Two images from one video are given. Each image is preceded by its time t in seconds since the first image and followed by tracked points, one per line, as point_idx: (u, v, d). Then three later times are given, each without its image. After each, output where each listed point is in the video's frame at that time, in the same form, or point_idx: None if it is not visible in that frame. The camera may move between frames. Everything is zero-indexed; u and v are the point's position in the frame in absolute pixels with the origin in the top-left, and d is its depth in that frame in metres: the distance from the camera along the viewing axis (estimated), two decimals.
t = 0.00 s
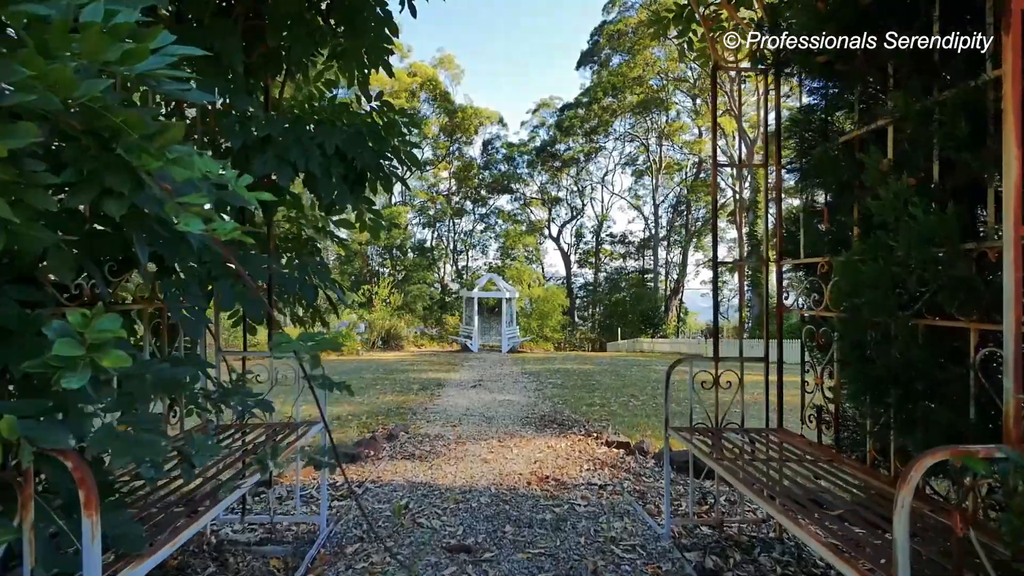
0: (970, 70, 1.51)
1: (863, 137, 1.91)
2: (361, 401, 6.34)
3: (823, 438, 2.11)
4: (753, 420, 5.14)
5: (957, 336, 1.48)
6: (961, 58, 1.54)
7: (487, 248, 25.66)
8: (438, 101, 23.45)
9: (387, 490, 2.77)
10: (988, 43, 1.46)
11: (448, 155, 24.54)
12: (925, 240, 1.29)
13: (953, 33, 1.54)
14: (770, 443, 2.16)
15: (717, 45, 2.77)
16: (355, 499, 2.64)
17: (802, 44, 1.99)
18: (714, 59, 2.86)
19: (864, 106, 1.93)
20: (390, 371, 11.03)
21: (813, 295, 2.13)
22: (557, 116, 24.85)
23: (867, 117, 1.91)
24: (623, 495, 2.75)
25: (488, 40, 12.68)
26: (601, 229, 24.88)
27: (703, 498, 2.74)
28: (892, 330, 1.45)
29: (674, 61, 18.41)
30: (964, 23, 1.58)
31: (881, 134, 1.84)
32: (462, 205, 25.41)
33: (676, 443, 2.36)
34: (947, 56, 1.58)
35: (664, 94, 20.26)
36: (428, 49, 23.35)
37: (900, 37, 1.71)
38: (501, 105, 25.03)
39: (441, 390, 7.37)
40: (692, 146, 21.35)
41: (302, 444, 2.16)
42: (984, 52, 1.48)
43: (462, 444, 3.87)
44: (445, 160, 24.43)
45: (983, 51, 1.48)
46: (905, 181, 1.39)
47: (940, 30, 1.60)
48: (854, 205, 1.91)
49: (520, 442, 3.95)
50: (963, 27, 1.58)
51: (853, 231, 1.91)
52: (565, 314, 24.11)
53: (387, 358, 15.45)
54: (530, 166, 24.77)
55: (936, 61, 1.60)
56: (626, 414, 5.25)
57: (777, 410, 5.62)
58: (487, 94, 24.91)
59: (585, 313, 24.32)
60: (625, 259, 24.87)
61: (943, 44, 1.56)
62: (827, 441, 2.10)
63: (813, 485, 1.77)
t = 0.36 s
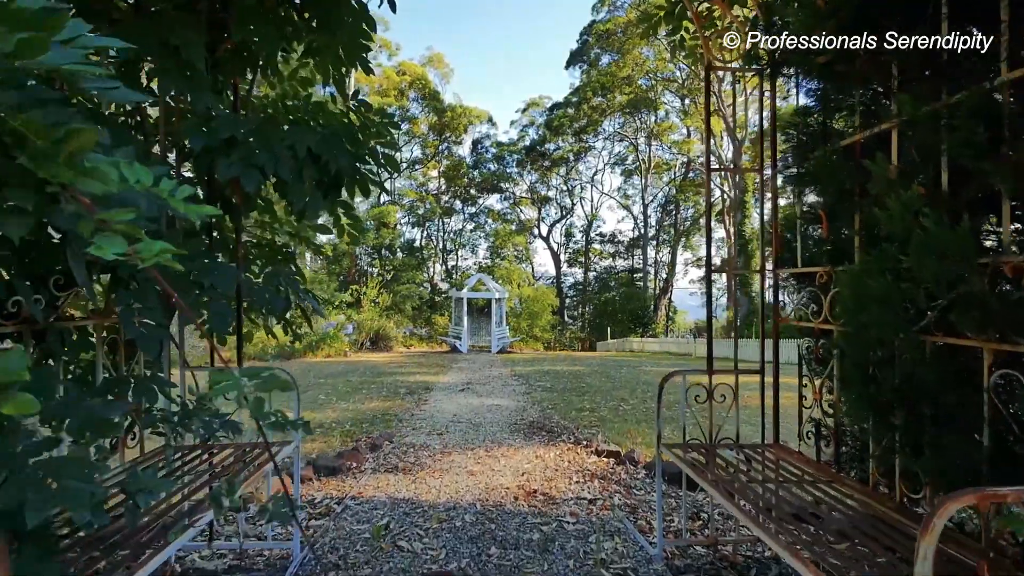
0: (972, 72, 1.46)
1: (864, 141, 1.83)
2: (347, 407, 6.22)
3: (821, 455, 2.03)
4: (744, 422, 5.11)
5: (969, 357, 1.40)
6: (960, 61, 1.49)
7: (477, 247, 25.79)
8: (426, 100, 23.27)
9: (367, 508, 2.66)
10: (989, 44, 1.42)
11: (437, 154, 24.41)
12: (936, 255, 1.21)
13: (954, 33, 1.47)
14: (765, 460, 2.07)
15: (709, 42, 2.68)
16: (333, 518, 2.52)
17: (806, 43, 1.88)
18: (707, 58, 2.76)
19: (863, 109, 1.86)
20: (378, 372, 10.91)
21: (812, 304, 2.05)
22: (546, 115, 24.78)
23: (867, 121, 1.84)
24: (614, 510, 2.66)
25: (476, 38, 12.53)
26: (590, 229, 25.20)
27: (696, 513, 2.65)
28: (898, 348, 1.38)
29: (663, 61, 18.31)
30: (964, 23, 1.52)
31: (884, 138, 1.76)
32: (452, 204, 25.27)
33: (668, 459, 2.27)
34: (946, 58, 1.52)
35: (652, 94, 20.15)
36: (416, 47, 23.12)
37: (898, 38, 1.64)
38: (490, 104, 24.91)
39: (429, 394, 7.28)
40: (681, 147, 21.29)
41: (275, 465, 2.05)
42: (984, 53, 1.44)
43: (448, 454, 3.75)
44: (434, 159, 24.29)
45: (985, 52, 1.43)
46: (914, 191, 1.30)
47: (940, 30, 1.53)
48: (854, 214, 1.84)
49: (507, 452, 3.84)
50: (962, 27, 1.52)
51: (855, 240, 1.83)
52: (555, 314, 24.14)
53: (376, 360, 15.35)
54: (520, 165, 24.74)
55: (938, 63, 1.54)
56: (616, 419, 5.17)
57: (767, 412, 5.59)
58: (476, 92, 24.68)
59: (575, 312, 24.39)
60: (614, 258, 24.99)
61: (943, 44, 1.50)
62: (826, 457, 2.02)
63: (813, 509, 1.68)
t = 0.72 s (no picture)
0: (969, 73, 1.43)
1: (878, 141, 1.72)
2: (334, 413, 6.05)
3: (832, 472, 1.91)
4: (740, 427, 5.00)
5: (997, 377, 1.30)
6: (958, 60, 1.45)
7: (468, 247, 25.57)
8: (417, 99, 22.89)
9: (348, 527, 2.52)
10: (990, 44, 1.35)
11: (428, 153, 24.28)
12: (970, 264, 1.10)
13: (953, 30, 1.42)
14: (770, 479, 1.94)
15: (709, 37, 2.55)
16: (312, 540, 2.38)
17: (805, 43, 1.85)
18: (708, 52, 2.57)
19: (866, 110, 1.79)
20: (367, 375, 10.72)
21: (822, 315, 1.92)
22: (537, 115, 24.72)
23: (878, 120, 1.73)
24: (608, 528, 2.54)
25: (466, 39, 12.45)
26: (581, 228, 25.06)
27: (694, 531, 2.53)
28: (922, 365, 1.27)
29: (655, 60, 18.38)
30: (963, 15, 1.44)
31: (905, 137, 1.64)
32: (443, 203, 25.09)
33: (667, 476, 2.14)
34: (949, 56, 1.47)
35: (643, 94, 20.26)
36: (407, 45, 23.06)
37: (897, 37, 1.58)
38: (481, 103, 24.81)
39: (419, 398, 7.15)
40: (672, 146, 21.43)
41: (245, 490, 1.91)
42: (984, 53, 1.38)
43: (436, 465, 3.60)
44: (425, 158, 24.23)
45: (985, 52, 1.37)
46: (945, 194, 1.19)
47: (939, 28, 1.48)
48: (866, 218, 1.73)
49: (497, 462, 3.70)
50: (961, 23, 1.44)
51: (868, 249, 1.71)
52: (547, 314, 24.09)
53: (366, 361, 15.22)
54: (512, 165, 24.69)
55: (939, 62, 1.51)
56: (609, 425, 5.05)
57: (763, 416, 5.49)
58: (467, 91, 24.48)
59: (566, 312, 24.45)
60: (605, 257, 25.00)
61: (943, 44, 1.45)
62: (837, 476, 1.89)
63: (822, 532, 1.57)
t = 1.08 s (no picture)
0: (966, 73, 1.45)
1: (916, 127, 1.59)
2: (322, 418, 5.87)
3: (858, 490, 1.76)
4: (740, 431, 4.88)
5: None
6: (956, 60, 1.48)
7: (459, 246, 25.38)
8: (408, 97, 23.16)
9: (334, 547, 2.36)
10: (990, 43, 1.37)
11: (419, 152, 24.14)
12: None
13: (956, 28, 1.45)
14: (790, 496, 1.79)
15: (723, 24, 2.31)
16: (294, 563, 2.21)
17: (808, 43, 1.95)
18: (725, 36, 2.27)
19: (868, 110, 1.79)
20: (358, 377, 10.55)
21: (849, 320, 1.78)
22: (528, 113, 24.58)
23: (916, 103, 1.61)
24: (612, 545, 2.39)
25: (457, 37, 12.34)
26: (572, 227, 25.16)
27: (703, 548, 2.38)
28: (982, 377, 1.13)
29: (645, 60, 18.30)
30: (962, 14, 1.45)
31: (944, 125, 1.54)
32: (434, 202, 24.92)
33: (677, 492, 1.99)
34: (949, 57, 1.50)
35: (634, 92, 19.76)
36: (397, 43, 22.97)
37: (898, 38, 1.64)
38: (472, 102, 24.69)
39: (410, 402, 6.97)
40: (662, 146, 21.35)
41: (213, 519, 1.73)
42: (984, 53, 1.39)
43: (428, 476, 3.42)
44: (415, 157, 24.10)
45: (984, 52, 1.39)
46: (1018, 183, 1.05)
47: (939, 29, 1.51)
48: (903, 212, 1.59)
49: (491, 471, 3.54)
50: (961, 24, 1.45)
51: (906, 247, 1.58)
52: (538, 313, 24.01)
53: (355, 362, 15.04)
54: (502, 163, 24.65)
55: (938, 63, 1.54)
56: (605, 429, 4.90)
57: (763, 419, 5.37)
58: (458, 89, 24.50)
59: (557, 311, 24.49)
60: (596, 256, 24.94)
61: (943, 44, 1.49)
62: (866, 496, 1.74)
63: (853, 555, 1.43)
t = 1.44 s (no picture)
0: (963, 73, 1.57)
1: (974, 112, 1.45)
2: (303, 426, 5.63)
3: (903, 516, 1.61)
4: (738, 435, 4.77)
5: None
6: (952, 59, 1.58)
7: (444, 246, 25.33)
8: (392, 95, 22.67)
9: None
10: (989, 44, 1.48)
11: (403, 151, 23.81)
12: None
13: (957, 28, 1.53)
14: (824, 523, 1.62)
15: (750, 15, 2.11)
16: None
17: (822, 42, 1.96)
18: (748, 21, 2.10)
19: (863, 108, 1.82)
20: (341, 380, 10.29)
21: (893, 327, 1.65)
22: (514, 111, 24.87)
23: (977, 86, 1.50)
24: (618, 570, 2.21)
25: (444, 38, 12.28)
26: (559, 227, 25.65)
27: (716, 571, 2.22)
28: None
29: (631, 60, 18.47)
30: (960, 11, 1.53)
31: (990, 110, 1.43)
32: (419, 202, 24.83)
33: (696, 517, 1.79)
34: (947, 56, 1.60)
35: (619, 92, 20.26)
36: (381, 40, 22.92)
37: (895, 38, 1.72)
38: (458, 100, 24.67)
39: (396, 407, 6.74)
40: (648, 145, 21.92)
41: (167, 566, 1.49)
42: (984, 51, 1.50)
43: (417, 490, 3.21)
44: (400, 156, 23.95)
45: (984, 51, 1.50)
46: None
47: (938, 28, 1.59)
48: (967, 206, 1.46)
49: (485, 483, 3.34)
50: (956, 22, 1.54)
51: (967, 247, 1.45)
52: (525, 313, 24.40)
53: (337, 365, 14.84)
54: (489, 162, 24.50)
55: (933, 61, 1.64)
56: (601, 436, 4.70)
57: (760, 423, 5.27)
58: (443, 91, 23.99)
59: (544, 310, 24.93)
60: (581, 256, 25.32)
61: (943, 44, 1.58)
62: (911, 525, 1.60)
63: None
